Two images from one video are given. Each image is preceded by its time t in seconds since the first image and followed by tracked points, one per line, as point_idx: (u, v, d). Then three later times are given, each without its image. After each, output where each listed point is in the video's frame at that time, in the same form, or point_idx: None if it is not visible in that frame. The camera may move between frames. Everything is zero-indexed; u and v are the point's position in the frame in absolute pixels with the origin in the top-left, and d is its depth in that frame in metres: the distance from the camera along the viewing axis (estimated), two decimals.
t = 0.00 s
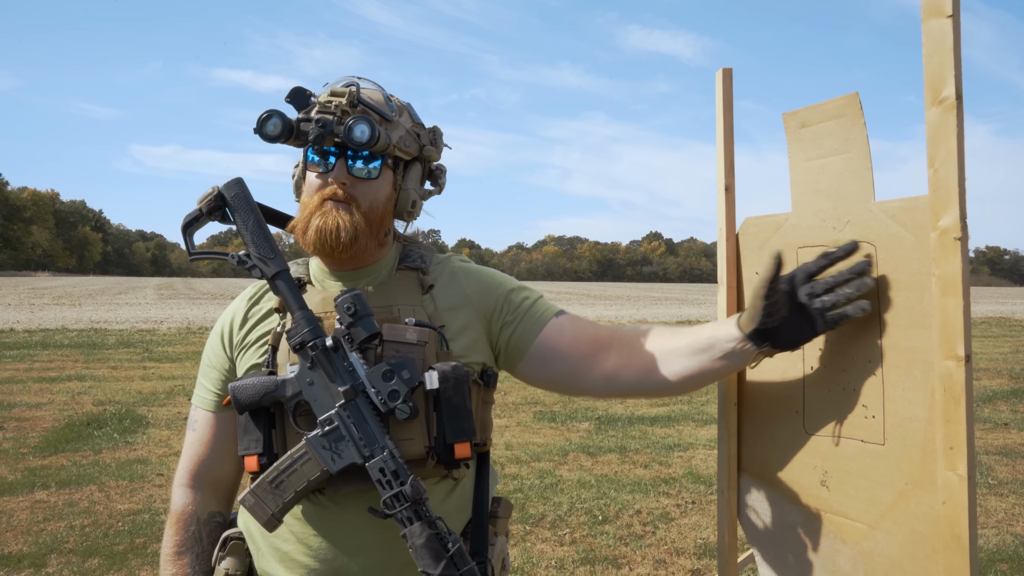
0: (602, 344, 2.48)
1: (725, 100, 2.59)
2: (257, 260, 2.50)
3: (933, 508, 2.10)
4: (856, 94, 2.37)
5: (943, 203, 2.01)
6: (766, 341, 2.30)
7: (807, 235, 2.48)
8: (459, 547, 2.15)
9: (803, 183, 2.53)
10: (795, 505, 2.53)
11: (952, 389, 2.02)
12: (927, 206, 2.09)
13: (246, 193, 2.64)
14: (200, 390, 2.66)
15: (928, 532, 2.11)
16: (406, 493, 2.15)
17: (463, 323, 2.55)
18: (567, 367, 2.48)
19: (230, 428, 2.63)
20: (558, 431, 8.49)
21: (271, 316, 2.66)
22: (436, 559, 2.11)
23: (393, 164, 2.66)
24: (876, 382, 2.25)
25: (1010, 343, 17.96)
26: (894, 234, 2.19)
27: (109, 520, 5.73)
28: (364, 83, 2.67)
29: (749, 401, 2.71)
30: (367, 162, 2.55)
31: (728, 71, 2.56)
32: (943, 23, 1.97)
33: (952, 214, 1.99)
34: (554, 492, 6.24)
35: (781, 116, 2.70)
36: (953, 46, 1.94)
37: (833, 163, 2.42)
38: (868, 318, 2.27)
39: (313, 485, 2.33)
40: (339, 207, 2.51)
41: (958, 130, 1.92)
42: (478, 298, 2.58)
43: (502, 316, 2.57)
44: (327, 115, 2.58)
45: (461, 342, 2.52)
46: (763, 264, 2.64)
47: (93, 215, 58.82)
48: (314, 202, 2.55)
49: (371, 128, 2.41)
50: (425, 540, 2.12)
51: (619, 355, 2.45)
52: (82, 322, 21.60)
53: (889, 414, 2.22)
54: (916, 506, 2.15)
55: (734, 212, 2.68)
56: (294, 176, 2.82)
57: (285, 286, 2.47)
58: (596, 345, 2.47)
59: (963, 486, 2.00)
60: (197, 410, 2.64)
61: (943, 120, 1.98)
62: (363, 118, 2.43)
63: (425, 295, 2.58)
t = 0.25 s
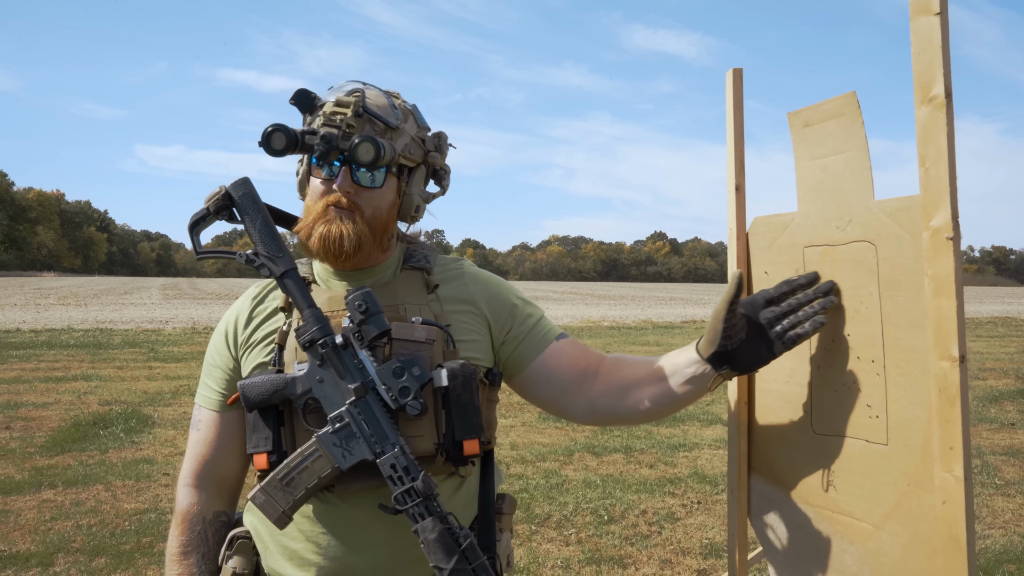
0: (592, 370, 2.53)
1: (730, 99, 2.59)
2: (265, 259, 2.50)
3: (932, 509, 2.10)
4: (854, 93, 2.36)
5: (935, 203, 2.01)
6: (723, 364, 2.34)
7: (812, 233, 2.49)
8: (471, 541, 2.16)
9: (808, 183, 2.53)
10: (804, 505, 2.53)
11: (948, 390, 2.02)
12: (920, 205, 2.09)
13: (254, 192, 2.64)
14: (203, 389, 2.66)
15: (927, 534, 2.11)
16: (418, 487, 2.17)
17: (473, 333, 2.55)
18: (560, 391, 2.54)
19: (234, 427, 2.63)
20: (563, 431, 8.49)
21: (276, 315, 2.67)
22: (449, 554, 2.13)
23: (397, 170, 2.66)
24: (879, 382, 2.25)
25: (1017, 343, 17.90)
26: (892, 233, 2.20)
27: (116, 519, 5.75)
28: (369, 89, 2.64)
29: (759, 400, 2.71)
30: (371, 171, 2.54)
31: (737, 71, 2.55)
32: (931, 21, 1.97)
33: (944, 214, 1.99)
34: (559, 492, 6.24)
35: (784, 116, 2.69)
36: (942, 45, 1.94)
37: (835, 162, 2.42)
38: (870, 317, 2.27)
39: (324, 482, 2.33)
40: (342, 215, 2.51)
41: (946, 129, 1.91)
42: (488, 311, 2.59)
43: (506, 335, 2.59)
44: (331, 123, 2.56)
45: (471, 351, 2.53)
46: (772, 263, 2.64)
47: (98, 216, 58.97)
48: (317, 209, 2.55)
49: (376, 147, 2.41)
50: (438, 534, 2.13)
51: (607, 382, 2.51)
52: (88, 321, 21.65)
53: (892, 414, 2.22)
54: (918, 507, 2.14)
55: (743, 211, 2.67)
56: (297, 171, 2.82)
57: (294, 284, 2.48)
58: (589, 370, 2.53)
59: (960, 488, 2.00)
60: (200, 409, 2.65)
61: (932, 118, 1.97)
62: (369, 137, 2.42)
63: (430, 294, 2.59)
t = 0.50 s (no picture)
0: (598, 355, 2.54)
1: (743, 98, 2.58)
2: (273, 257, 2.50)
3: (958, 507, 2.09)
4: (879, 91, 2.36)
5: (968, 201, 2.01)
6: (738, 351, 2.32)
7: (828, 232, 2.48)
8: (480, 539, 2.16)
9: (824, 181, 2.52)
10: (815, 505, 2.53)
11: (977, 388, 2.01)
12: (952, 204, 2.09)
13: (261, 191, 2.64)
14: (205, 388, 2.66)
15: (952, 532, 2.11)
16: (429, 486, 2.17)
17: (477, 329, 2.57)
18: (566, 376, 2.55)
19: (238, 426, 2.63)
20: (569, 431, 8.48)
21: (281, 314, 2.67)
22: (459, 552, 2.13)
23: (408, 169, 2.66)
24: (900, 381, 2.26)
25: None
26: (918, 233, 2.21)
27: (123, 519, 5.76)
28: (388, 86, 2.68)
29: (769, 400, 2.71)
30: (384, 166, 2.54)
31: (746, 70, 2.55)
32: (966, 19, 1.95)
33: (978, 212, 1.98)
34: (566, 492, 6.24)
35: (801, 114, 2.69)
36: (978, 43, 1.92)
37: (855, 161, 2.41)
38: (891, 316, 2.28)
39: (334, 481, 2.32)
40: (353, 209, 2.51)
41: (982, 127, 1.91)
42: (491, 305, 2.61)
43: (509, 325, 2.61)
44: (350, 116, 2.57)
45: (477, 349, 2.55)
46: (784, 262, 2.63)
47: (103, 216, 59.12)
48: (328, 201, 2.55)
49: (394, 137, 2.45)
50: (448, 532, 2.13)
51: (612, 366, 2.52)
52: (93, 321, 21.70)
53: (913, 413, 2.22)
54: (942, 507, 2.14)
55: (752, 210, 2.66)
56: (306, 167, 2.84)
57: (301, 283, 2.48)
58: (593, 355, 2.54)
59: (990, 486, 1.99)
60: (203, 408, 2.64)
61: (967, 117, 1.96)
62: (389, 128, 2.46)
63: (435, 293, 2.60)
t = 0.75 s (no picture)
0: (607, 351, 2.53)
1: (756, 97, 2.58)
2: (280, 257, 2.49)
3: (975, 507, 2.09)
4: (896, 90, 2.36)
5: (986, 200, 2.00)
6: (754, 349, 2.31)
7: (843, 231, 2.48)
8: (488, 540, 2.15)
9: (839, 180, 2.52)
10: (829, 505, 2.52)
11: (995, 387, 2.01)
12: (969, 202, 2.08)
13: (268, 190, 2.62)
14: (212, 387, 2.66)
15: (970, 532, 2.10)
16: (436, 487, 2.15)
17: (484, 328, 2.57)
18: (575, 371, 2.55)
19: (245, 425, 2.64)
20: (575, 431, 8.48)
21: (288, 313, 2.67)
22: (467, 553, 2.12)
23: (413, 165, 2.66)
24: (915, 381, 2.26)
25: None
26: (934, 231, 2.21)
27: (131, 518, 5.77)
28: (389, 83, 2.68)
29: (783, 399, 2.71)
30: (387, 162, 2.54)
31: (760, 69, 2.55)
32: (986, 17, 1.94)
33: (996, 211, 1.98)
34: (572, 492, 6.23)
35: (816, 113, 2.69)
36: (998, 41, 1.92)
37: (871, 160, 2.41)
38: (906, 315, 2.29)
39: (341, 481, 2.31)
40: (359, 207, 2.52)
41: (1000, 125, 1.90)
42: (498, 304, 2.62)
43: (516, 322, 2.62)
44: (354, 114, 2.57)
45: (484, 348, 2.55)
46: (798, 261, 2.64)
47: (108, 216, 59.31)
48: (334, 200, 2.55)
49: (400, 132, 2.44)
50: (455, 533, 2.12)
51: (621, 363, 2.51)
52: (100, 322, 21.75)
53: (928, 413, 2.22)
54: (958, 507, 2.14)
55: (767, 210, 2.66)
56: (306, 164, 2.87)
57: (309, 283, 2.47)
58: (602, 351, 2.54)
59: (1007, 486, 1.98)
60: (209, 407, 2.65)
61: (986, 115, 1.96)
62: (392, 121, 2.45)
63: (441, 293, 2.60)
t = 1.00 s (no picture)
0: (612, 353, 2.53)
1: (760, 96, 2.57)
2: (287, 257, 2.49)
3: (979, 509, 2.08)
4: (899, 89, 2.35)
5: (989, 199, 1.99)
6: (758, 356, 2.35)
7: (847, 231, 2.48)
8: (494, 540, 2.16)
9: (843, 179, 2.51)
10: (835, 506, 2.52)
11: (999, 388, 2.00)
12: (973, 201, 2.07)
13: (275, 190, 2.61)
14: (217, 387, 2.66)
15: (975, 534, 2.09)
16: (443, 487, 2.17)
17: (489, 330, 2.57)
18: (579, 374, 2.54)
19: (250, 425, 2.64)
20: (579, 432, 8.48)
21: (293, 313, 2.67)
22: (473, 553, 2.12)
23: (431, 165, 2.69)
24: (919, 382, 2.26)
25: None
26: (937, 230, 2.20)
27: (136, 518, 5.78)
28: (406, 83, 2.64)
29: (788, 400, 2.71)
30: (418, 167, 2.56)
31: (764, 68, 2.54)
32: (989, 14, 1.93)
33: (1000, 210, 1.97)
34: (577, 492, 6.23)
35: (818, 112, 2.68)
36: (1001, 38, 1.91)
37: (874, 159, 2.40)
38: (910, 314, 2.29)
39: (347, 481, 2.31)
40: (395, 211, 2.51)
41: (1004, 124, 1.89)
42: (503, 306, 2.61)
43: (521, 325, 2.62)
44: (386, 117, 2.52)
45: (489, 350, 2.55)
46: (802, 261, 2.63)
47: (112, 217, 59.43)
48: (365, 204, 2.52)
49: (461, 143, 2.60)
50: (461, 533, 2.12)
51: (626, 365, 2.51)
52: (104, 322, 21.78)
53: (932, 413, 2.22)
54: (963, 508, 2.13)
55: (771, 209, 2.65)
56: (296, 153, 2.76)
57: (315, 283, 2.47)
58: (607, 353, 2.53)
59: (1012, 488, 1.97)
60: (214, 407, 2.65)
61: (989, 114, 1.96)
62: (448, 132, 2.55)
63: (446, 293, 2.60)
